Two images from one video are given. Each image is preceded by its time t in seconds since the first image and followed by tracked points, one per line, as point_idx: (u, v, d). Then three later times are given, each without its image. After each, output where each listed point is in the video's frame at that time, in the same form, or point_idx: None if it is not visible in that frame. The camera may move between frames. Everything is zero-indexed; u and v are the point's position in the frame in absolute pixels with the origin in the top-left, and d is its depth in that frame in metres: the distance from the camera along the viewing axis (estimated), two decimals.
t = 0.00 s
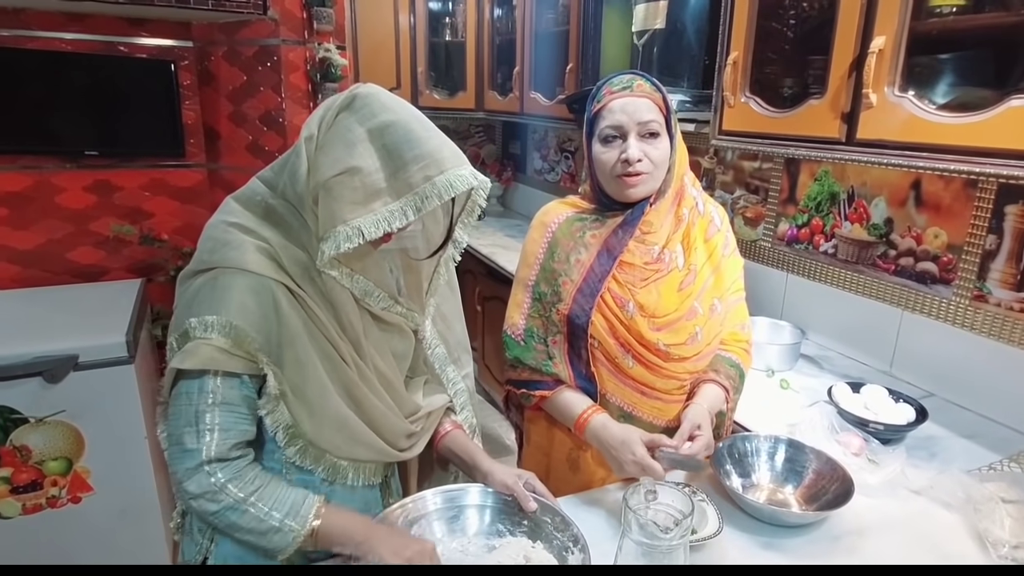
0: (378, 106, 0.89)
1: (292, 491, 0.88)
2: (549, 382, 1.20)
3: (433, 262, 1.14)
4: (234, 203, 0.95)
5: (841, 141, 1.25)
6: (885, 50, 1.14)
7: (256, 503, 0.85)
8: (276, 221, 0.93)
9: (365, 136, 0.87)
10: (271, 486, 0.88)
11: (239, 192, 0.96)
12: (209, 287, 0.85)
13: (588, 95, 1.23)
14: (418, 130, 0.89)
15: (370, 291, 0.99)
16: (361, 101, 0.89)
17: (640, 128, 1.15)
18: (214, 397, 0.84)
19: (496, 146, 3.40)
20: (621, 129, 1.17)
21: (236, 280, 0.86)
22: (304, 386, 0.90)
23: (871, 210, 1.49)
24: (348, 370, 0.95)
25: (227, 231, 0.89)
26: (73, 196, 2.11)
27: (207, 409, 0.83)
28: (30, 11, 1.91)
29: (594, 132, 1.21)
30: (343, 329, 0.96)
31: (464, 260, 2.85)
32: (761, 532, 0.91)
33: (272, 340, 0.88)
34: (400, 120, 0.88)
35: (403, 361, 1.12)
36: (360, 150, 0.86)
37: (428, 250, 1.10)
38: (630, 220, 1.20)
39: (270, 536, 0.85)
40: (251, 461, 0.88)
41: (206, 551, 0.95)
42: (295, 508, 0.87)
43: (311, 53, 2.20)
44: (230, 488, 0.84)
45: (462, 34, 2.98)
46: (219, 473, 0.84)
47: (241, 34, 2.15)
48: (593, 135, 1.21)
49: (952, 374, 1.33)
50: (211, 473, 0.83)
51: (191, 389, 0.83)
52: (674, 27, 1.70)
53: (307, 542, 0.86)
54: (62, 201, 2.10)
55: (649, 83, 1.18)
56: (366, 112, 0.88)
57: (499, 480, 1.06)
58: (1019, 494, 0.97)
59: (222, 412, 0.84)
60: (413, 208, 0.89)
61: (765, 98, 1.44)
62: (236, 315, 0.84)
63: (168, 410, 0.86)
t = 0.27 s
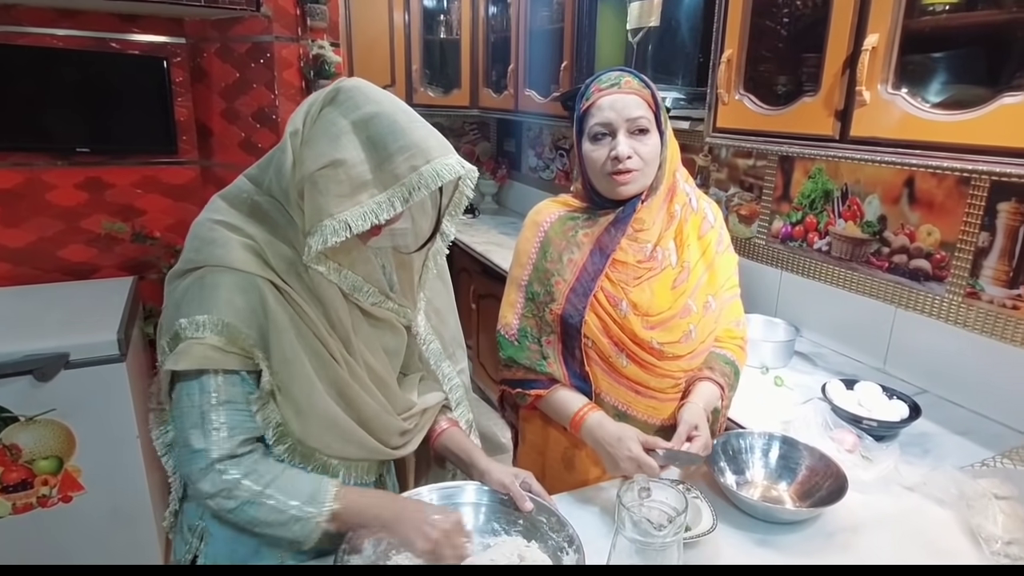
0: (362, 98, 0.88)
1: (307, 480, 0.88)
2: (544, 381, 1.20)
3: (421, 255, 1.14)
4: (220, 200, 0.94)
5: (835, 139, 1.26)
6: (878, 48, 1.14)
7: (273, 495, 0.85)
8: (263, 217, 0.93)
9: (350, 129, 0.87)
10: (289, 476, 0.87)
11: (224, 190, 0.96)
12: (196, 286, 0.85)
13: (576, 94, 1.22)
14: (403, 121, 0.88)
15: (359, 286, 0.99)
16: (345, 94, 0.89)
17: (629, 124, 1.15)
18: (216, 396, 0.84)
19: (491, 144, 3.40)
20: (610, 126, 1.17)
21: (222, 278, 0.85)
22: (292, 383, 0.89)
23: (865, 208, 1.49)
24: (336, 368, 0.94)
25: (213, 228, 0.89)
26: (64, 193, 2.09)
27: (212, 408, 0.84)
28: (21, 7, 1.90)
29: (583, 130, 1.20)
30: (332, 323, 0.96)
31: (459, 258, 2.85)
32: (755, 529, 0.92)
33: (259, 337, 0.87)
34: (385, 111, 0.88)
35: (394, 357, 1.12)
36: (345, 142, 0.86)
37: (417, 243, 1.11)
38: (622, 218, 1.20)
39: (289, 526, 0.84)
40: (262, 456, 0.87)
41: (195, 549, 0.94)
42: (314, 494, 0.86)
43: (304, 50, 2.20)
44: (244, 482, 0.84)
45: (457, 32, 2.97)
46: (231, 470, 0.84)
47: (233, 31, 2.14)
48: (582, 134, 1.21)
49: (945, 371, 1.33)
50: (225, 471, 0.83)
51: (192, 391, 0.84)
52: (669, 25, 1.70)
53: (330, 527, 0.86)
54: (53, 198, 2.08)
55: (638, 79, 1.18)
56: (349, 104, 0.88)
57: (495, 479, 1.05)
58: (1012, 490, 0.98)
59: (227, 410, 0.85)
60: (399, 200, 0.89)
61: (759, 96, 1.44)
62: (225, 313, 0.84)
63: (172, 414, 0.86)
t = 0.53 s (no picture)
0: (350, 91, 0.88)
1: (320, 469, 0.89)
2: (535, 376, 1.20)
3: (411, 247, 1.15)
4: (209, 195, 0.94)
5: (826, 135, 1.27)
6: (869, 45, 1.16)
7: (289, 484, 0.85)
8: (255, 212, 0.93)
9: (338, 122, 0.87)
10: (300, 466, 0.87)
11: (214, 185, 0.96)
12: (194, 280, 0.85)
13: (566, 91, 1.23)
14: (391, 113, 0.88)
15: (351, 280, 0.99)
16: (332, 87, 0.88)
17: (619, 120, 1.16)
18: (223, 389, 0.83)
19: (485, 141, 3.40)
20: (600, 121, 1.17)
21: (220, 270, 0.85)
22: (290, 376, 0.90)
23: (856, 204, 1.50)
24: (330, 363, 0.94)
25: (206, 223, 0.89)
26: (53, 190, 2.08)
27: (220, 400, 0.82)
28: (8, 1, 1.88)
29: (573, 126, 1.21)
30: (325, 317, 0.96)
31: (453, 255, 2.84)
32: (746, 522, 0.92)
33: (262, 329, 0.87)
34: (374, 104, 0.87)
35: (387, 351, 1.12)
36: (333, 136, 0.86)
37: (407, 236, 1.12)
38: (612, 214, 1.21)
39: (306, 513, 0.85)
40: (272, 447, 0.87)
41: (191, 547, 0.95)
42: (328, 482, 0.87)
43: (296, 45, 2.17)
44: (262, 471, 0.84)
45: (450, 28, 2.96)
46: (245, 461, 0.83)
47: (224, 27, 2.13)
48: (572, 130, 1.22)
49: (934, 366, 1.34)
50: (238, 464, 0.82)
51: (198, 384, 0.82)
52: (661, 22, 1.72)
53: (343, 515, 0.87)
54: (41, 194, 2.06)
55: (627, 75, 1.19)
56: (336, 97, 0.88)
57: (485, 474, 1.05)
58: (999, 482, 0.99)
59: (236, 402, 0.83)
60: (389, 194, 0.89)
61: (750, 92, 1.45)
62: (229, 304, 0.84)
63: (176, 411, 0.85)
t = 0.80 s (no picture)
0: (343, 83, 0.86)
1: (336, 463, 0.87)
2: (528, 373, 1.20)
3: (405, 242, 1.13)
4: (203, 189, 0.92)
5: (821, 130, 1.27)
6: (863, 39, 1.15)
7: (308, 477, 0.83)
8: (250, 207, 0.91)
9: (332, 115, 0.85)
10: (316, 460, 0.86)
11: (206, 178, 0.94)
12: (194, 277, 0.83)
13: (558, 85, 1.22)
14: (385, 106, 0.87)
15: (347, 275, 0.98)
16: (326, 80, 0.86)
17: (611, 113, 1.15)
18: (235, 385, 0.81)
19: (479, 137, 3.38)
20: (593, 115, 1.17)
21: (222, 267, 0.83)
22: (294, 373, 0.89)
23: (850, 200, 1.50)
24: (330, 359, 0.94)
25: (202, 218, 0.87)
26: (42, 185, 2.05)
27: (235, 396, 0.81)
28: None
29: (566, 120, 1.20)
30: (325, 313, 0.95)
31: (447, 251, 2.84)
32: (740, 516, 0.92)
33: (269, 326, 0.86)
34: (369, 97, 0.86)
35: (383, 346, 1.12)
36: (326, 129, 0.84)
37: (401, 231, 1.11)
38: (606, 210, 1.20)
39: (323, 507, 0.83)
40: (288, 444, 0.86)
41: (185, 542, 0.94)
42: (343, 477, 0.85)
43: (288, 39, 2.17)
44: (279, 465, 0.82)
45: (444, 23, 2.95)
46: (264, 454, 0.82)
47: (215, 20, 2.11)
48: (565, 123, 1.21)
49: (927, 361, 1.35)
50: (258, 457, 0.82)
51: (211, 382, 0.81)
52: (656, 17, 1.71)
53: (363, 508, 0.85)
54: (30, 190, 2.04)
55: (620, 68, 1.18)
56: (330, 89, 0.86)
57: (479, 470, 1.05)
58: (993, 476, 0.99)
59: (250, 396, 0.82)
60: (383, 186, 0.88)
61: (744, 87, 1.45)
62: (235, 301, 0.82)
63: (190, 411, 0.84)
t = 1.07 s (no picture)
0: (339, 79, 0.84)
1: (227, 465, 0.82)
2: (521, 370, 1.17)
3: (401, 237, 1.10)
4: (197, 186, 0.90)
5: (819, 123, 1.24)
6: (862, 29, 1.13)
7: (186, 478, 0.79)
8: (241, 205, 0.89)
9: (327, 110, 0.83)
10: (206, 459, 0.81)
11: (200, 176, 0.92)
12: (169, 274, 0.81)
13: (556, 73, 1.22)
14: (382, 102, 0.85)
15: (342, 272, 0.96)
16: (321, 75, 0.84)
17: (600, 100, 1.14)
18: (156, 380, 0.79)
19: (474, 134, 3.35)
20: (582, 103, 1.15)
21: (198, 266, 0.81)
22: (270, 371, 0.87)
23: (849, 193, 1.48)
24: (319, 356, 0.92)
25: (190, 216, 0.85)
26: (38, 184, 2.03)
27: (145, 391, 0.79)
28: None
29: (558, 108, 1.19)
30: (311, 310, 0.93)
31: (442, 249, 2.82)
32: (738, 515, 0.90)
33: (226, 326, 0.83)
34: (364, 93, 0.84)
35: (378, 343, 1.10)
36: (322, 124, 0.82)
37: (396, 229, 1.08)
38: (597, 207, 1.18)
39: (205, 512, 0.80)
40: (191, 439, 0.83)
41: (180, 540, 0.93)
42: (234, 481, 0.81)
43: (280, 37, 2.14)
44: (159, 464, 0.78)
45: (438, 19, 2.91)
46: (149, 452, 0.78)
47: (207, 18, 2.08)
48: (557, 112, 1.19)
49: (928, 358, 1.33)
50: (143, 453, 0.78)
51: (132, 373, 0.79)
52: (651, 11, 1.69)
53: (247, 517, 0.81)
54: (27, 189, 2.01)
55: (614, 58, 1.16)
56: (325, 85, 0.84)
57: (473, 468, 1.02)
58: (996, 475, 0.97)
59: (163, 397, 0.80)
60: (381, 182, 0.85)
61: (741, 80, 1.42)
62: (194, 301, 0.80)
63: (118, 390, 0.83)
